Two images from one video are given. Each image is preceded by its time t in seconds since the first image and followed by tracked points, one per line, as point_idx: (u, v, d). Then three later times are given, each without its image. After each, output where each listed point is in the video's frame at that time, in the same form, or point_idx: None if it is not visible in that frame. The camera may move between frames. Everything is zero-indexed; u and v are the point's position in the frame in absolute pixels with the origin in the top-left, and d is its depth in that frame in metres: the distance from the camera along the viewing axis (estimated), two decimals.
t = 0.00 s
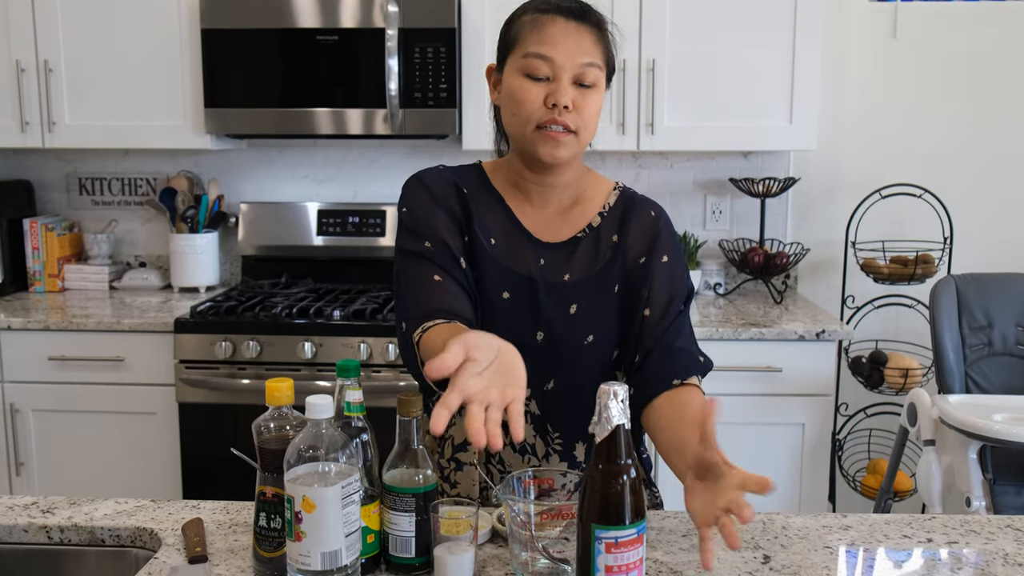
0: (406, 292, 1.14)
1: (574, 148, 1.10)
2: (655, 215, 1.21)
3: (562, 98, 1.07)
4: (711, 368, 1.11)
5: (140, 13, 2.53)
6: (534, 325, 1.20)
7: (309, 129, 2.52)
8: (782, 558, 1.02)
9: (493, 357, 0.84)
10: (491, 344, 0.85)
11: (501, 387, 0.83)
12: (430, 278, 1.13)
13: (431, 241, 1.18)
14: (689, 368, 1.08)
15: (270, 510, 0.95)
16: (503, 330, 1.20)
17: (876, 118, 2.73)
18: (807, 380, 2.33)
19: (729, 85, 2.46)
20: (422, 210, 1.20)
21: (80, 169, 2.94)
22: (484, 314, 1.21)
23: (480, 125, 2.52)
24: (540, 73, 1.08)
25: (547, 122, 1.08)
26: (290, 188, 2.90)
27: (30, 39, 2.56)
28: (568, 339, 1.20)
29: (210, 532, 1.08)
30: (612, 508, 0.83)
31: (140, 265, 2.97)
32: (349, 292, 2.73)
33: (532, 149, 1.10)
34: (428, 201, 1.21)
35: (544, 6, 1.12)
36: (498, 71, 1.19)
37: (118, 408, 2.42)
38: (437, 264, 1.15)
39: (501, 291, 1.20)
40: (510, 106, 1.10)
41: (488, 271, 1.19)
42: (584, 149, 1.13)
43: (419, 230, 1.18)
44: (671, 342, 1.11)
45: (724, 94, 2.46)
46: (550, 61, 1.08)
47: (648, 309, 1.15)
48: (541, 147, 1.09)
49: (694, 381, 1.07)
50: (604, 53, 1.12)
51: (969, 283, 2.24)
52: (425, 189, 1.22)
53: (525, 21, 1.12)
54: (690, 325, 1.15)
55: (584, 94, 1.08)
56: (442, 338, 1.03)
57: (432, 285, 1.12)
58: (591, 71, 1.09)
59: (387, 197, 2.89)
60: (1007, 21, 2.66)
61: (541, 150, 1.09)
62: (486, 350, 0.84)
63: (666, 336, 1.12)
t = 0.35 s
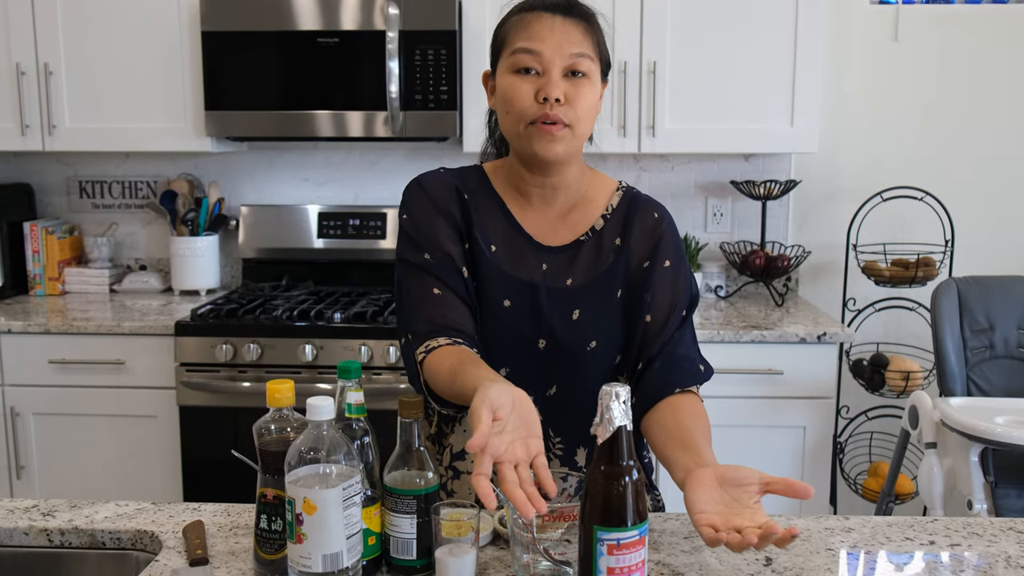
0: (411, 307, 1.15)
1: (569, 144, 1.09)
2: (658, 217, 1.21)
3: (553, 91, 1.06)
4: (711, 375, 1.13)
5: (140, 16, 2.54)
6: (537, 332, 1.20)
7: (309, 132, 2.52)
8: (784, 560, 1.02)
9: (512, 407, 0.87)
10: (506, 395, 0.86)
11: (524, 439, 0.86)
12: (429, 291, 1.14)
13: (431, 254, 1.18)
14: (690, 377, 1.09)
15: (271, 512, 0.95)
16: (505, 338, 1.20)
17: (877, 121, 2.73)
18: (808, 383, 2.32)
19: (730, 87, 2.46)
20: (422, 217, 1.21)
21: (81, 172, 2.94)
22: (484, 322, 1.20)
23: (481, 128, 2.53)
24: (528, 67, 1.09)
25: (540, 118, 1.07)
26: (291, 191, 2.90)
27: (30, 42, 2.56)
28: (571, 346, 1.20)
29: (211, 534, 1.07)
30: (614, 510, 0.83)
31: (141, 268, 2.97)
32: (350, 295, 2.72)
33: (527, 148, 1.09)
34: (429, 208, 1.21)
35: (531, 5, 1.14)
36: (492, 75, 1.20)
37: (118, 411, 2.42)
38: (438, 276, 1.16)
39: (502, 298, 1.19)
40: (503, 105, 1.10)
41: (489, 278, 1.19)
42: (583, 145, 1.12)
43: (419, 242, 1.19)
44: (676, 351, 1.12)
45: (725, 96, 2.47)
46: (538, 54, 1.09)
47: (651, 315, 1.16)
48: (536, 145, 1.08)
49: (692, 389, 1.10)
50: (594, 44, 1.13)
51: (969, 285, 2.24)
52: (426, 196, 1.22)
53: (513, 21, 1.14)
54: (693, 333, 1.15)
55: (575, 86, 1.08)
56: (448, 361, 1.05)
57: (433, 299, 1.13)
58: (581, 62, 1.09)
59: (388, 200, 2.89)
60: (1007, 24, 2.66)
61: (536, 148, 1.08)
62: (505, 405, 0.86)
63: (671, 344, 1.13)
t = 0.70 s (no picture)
0: (412, 310, 1.15)
1: (573, 158, 1.10)
2: (661, 218, 1.21)
3: (555, 109, 1.06)
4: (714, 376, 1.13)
5: (141, 17, 2.54)
6: (540, 335, 1.20)
7: (310, 133, 2.52)
8: (786, 562, 1.02)
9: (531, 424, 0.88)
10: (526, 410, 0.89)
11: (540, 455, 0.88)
12: (432, 294, 1.14)
13: (433, 257, 1.18)
14: (692, 381, 1.09)
15: (272, 513, 0.95)
16: (509, 340, 1.20)
17: (878, 122, 2.73)
18: (809, 384, 2.32)
19: (731, 88, 2.46)
20: (425, 218, 1.21)
21: (82, 174, 2.94)
22: (488, 323, 1.20)
23: (482, 129, 2.53)
24: (531, 82, 1.08)
25: (544, 134, 1.08)
26: (292, 192, 2.90)
27: (31, 44, 2.56)
28: (575, 348, 1.20)
29: (212, 535, 1.07)
30: (616, 511, 0.82)
31: (141, 270, 2.97)
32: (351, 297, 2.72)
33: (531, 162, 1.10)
34: (431, 209, 1.21)
35: (533, 13, 1.12)
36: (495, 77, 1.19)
37: (119, 413, 2.42)
38: (440, 280, 1.16)
39: (505, 301, 1.19)
40: (506, 117, 1.10)
41: (492, 279, 1.19)
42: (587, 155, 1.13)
43: (422, 244, 1.19)
44: (679, 353, 1.12)
45: (726, 96, 2.47)
46: (541, 70, 1.08)
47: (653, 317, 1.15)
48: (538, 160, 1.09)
49: (695, 391, 1.10)
50: (597, 54, 1.12)
51: (970, 287, 2.24)
52: (429, 198, 1.22)
53: (514, 29, 1.12)
54: (695, 334, 1.15)
55: (578, 101, 1.08)
56: (453, 368, 1.05)
57: (436, 304, 1.13)
58: (585, 76, 1.09)
59: (389, 202, 2.89)
60: (1008, 25, 2.66)
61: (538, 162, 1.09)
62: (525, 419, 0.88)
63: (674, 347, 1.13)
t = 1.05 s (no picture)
0: (415, 315, 1.15)
1: (581, 162, 1.10)
2: (666, 222, 1.21)
3: (566, 110, 1.06)
4: (718, 380, 1.13)
5: (142, 17, 2.54)
6: (543, 340, 1.20)
7: (311, 134, 2.52)
8: (787, 562, 1.02)
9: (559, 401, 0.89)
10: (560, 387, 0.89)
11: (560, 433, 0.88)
12: (436, 301, 1.14)
13: (436, 262, 1.18)
14: (696, 386, 1.09)
15: (273, 514, 0.95)
16: (511, 344, 1.20)
17: (878, 123, 2.73)
18: (809, 385, 2.32)
19: (732, 89, 2.46)
20: (428, 221, 1.21)
21: (82, 174, 2.94)
22: (490, 328, 1.20)
23: (483, 130, 2.53)
24: (541, 84, 1.08)
25: (553, 136, 1.08)
26: (293, 193, 2.90)
27: (32, 44, 2.56)
28: (578, 353, 1.20)
29: (213, 536, 1.07)
30: (617, 513, 0.82)
31: (142, 271, 2.97)
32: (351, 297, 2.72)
33: (539, 166, 1.11)
34: (434, 212, 1.21)
35: (543, 13, 1.12)
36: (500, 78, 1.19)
37: (119, 414, 2.42)
38: (443, 287, 1.15)
39: (508, 307, 1.19)
40: (514, 120, 1.10)
41: (495, 285, 1.18)
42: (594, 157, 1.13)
43: (425, 249, 1.19)
44: (682, 359, 1.11)
45: (727, 97, 2.47)
46: (551, 71, 1.08)
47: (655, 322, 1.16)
48: (547, 164, 1.10)
49: (697, 397, 1.10)
50: (606, 55, 1.12)
51: (971, 288, 2.24)
52: (432, 200, 1.22)
53: (523, 29, 1.12)
54: (698, 338, 1.15)
55: (588, 103, 1.08)
56: (462, 366, 1.05)
57: (439, 310, 1.13)
58: (594, 78, 1.09)
59: (390, 202, 2.89)
60: (1009, 26, 2.66)
61: (547, 165, 1.10)
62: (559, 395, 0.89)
63: (677, 352, 1.12)
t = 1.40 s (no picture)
0: (414, 313, 1.15)
1: (582, 163, 1.10)
2: (669, 227, 1.20)
3: (569, 111, 1.06)
4: (719, 388, 1.13)
5: (144, 17, 2.54)
6: (542, 344, 1.20)
7: (312, 135, 2.52)
8: (789, 564, 1.02)
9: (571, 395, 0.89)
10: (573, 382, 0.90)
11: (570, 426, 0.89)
12: (435, 300, 1.15)
13: (437, 262, 1.18)
14: (695, 394, 1.09)
15: (276, 514, 0.95)
16: (511, 346, 1.20)
17: (879, 123, 2.73)
18: (810, 385, 2.32)
19: (733, 90, 2.46)
20: (429, 221, 1.21)
21: (84, 174, 2.94)
22: (489, 329, 1.20)
23: (484, 130, 2.53)
24: (544, 84, 1.08)
25: (555, 137, 1.08)
26: (294, 193, 2.90)
27: (33, 44, 2.56)
28: (576, 356, 1.20)
29: (215, 537, 1.07)
30: (626, 515, 0.82)
31: (143, 271, 2.97)
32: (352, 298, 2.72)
33: (541, 167, 1.11)
34: (436, 212, 1.21)
35: (547, 14, 1.12)
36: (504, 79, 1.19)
37: (121, 414, 2.42)
38: (443, 287, 1.16)
39: (507, 309, 1.19)
40: (517, 119, 1.10)
41: (494, 286, 1.19)
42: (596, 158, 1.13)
43: (426, 248, 1.19)
44: (681, 367, 1.10)
45: (729, 97, 2.47)
46: (554, 72, 1.08)
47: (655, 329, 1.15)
48: (548, 164, 1.10)
49: (695, 407, 1.10)
50: (609, 56, 1.12)
51: (973, 289, 2.24)
52: (434, 200, 1.23)
53: (526, 30, 1.12)
54: (701, 342, 1.13)
55: (590, 104, 1.08)
56: (466, 365, 1.06)
57: (437, 310, 1.13)
58: (597, 79, 1.08)
59: (390, 203, 2.89)
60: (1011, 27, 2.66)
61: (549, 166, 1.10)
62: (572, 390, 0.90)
63: (676, 358, 1.11)
